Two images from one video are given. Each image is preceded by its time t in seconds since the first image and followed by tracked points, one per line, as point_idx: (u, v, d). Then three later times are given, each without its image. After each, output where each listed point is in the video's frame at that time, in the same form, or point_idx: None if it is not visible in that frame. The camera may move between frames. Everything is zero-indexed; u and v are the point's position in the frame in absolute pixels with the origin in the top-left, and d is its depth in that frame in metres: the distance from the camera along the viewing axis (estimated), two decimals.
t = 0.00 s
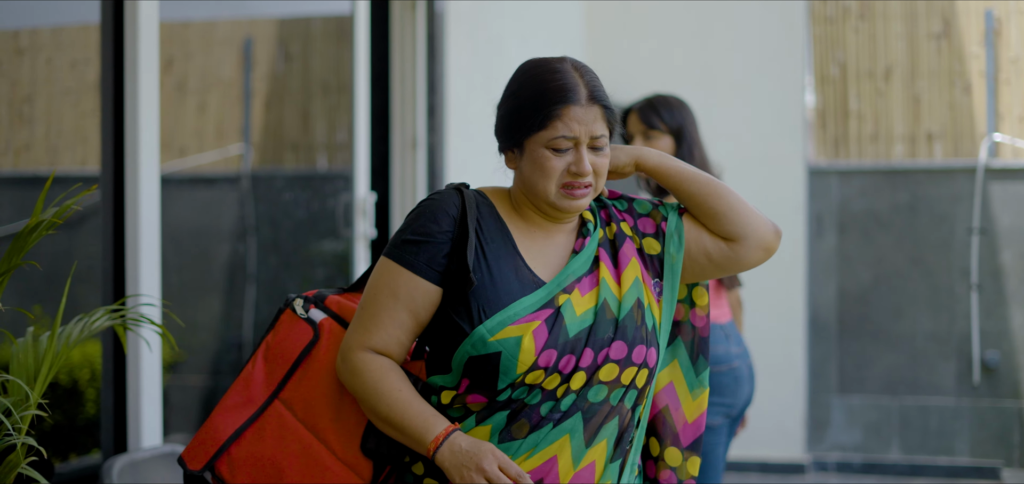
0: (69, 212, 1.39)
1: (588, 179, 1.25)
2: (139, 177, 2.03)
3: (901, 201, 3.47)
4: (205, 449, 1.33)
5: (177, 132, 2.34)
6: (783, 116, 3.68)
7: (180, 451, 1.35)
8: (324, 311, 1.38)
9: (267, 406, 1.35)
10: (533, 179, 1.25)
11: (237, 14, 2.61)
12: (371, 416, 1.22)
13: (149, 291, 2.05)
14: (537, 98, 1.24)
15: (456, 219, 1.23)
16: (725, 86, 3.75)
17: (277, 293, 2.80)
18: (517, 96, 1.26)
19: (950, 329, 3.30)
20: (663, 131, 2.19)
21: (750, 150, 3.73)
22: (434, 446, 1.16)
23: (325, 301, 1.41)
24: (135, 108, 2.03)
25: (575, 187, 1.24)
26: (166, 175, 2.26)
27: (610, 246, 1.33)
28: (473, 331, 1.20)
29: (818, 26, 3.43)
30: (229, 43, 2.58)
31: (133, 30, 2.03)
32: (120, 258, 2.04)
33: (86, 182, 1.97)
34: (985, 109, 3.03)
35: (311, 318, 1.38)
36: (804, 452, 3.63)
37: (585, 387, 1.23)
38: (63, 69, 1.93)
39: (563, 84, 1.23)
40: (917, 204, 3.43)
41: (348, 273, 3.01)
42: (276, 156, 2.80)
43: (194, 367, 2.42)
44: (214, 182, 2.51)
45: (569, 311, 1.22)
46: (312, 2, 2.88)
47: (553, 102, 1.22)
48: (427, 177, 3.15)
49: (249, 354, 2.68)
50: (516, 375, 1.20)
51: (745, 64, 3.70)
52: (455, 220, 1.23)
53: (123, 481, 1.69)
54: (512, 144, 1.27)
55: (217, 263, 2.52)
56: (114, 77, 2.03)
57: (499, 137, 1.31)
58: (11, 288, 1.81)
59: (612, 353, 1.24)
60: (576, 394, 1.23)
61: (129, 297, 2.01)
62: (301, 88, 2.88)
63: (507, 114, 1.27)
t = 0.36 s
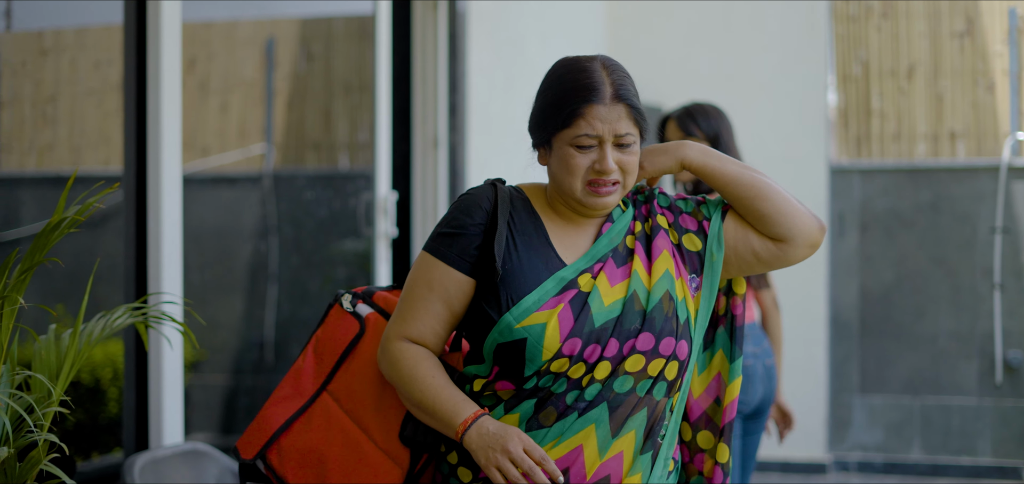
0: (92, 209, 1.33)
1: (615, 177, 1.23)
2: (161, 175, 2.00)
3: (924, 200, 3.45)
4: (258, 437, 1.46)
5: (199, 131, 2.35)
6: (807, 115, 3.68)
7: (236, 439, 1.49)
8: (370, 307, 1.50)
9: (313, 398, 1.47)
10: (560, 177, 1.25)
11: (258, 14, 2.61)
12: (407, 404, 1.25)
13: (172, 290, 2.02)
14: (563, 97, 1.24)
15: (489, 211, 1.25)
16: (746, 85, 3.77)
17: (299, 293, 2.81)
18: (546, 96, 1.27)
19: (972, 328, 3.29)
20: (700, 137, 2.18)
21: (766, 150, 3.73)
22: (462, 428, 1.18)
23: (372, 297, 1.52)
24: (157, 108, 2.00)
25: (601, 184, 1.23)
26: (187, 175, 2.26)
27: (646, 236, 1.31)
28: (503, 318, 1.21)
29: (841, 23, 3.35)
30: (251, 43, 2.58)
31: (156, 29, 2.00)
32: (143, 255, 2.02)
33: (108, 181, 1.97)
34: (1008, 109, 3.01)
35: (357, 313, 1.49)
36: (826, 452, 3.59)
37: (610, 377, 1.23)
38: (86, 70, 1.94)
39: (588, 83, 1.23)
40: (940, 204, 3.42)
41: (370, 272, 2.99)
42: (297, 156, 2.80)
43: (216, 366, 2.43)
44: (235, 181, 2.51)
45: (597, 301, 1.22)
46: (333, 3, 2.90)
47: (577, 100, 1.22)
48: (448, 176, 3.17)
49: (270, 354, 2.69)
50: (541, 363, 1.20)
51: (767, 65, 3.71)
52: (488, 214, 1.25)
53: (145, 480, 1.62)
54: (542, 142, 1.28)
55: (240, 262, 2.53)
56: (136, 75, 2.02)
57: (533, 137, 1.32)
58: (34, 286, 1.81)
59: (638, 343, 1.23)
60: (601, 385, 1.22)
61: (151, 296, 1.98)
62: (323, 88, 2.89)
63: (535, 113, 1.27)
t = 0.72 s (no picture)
0: (93, 211, 1.34)
1: (617, 183, 1.24)
2: (161, 176, 2.01)
3: (922, 201, 3.44)
4: (286, 438, 1.52)
5: (200, 132, 2.35)
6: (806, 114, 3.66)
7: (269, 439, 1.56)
8: (390, 310, 1.51)
9: (338, 398, 1.50)
10: (564, 182, 1.26)
11: (259, 15, 2.62)
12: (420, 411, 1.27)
13: (171, 291, 2.03)
14: (567, 102, 1.24)
15: (497, 221, 1.27)
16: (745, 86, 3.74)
17: (298, 293, 2.82)
18: (551, 100, 1.28)
19: (970, 330, 3.29)
20: (711, 140, 2.39)
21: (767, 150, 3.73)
22: (469, 438, 1.19)
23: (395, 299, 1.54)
24: (157, 111, 2.01)
25: (604, 189, 1.24)
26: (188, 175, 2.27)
27: (664, 248, 1.30)
28: (513, 328, 1.22)
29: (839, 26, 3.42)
30: (252, 44, 2.59)
31: (155, 30, 2.01)
32: (142, 256, 2.03)
33: (108, 182, 1.97)
34: (1007, 111, 3.05)
35: (378, 315, 1.51)
36: (824, 451, 3.60)
37: (619, 379, 1.24)
38: (86, 70, 1.94)
39: (592, 89, 1.23)
40: (938, 205, 3.40)
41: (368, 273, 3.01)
42: (297, 157, 2.81)
43: (215, 367, 2.43)
44: (235, 182, 2.52)
45: (606, 306, 1.22)
46: (334, 4, 2.92)
47: (580, 106, 1.23)
48: (448, 178, 3.20)
49: (269, 354, 2.69)
50: (553, 369, 1.21)
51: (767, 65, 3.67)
52: (496, 223, 1.27)
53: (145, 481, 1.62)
54: (548, 146, 1.29)
55: (240, 262, 2.53)
56: (137, 73, 2.03)
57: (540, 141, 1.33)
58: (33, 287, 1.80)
59: (647, 348, 1.23)
60: (609, 386, 1.24)
61: (150, 296, 1.99)
62: (323, 89, 2.90)
63: (541, 117, 1.28)
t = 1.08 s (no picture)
0: (92, 209, 1.34)
1: (629, 182, 1.24)
2: (159, 173, 2.02)
3: (917, 201, 3.46)
4: (291, 438, 1.52)
5: (196, 131, 2.35)
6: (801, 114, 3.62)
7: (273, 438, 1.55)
8: (397, 309, 1.52)
9: (344, 398, 1.51)
10: (577, 183, 1.26)
11: (255, 15, 2.63)
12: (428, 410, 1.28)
13: (169, 289, 2.04)
14: (577, 103, 1.25)
15: (503, 221, 1.26)
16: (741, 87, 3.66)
17: (295, 293, 2.82)
18: (560, 102, 1.28)
19: (965, 329, 3.33)
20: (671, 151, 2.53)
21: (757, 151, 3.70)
22: (481, 436, 1.21)
23: (401, 299, 1.55)
24: (156, 112, 2.02)
25: (617, 188, 1.24)
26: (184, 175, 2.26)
27: (670, 248, 1.32)
28: (520, 325, 1.22)
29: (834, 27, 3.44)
30: (248, 44, 2.60)
31: (154, 30, 2.03)
32: (140, 254, 2.03)
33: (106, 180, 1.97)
34: (1001, 109, 3.08)
35: (385, 315, 1.52)
36: (819, 451, 3.54)
37: (624, 376, 1.25)
38: (83, 70, 1.95)
39: (601, 87, 1.25)
40: (933, 204, 3.43)
41: (366, 271, 2.99)
42: (294, 157, 2.82)
43: (213, 365, 2.44)
44: (232, 182, 2.52)
45: (614, 304, 1.23)
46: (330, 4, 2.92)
47: (591, 105, 1.24)
48: (446, 177, 3.24)
49: (266, 353, 2.70)
50: (560, 366, 1.22)
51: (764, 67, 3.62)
52: (504, 222, 1.26)
53: (144, 476, 1.63)
54: (558, 150, 1.29)
55: (238, 261, 2.55)
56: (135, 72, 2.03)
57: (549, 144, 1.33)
58: (35, 283, 1.77)
59: (653, 346, 1.24)
60: (614, 383, 1.25)
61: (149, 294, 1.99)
62: (319, 89, 2.92)
63: (550, 120, 1.29)
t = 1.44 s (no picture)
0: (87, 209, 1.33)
1: (637, 150, 1.26)
2: (156, 174, 2.03)
3: (915, 200, 3.42)
4: (289, 434, 1.50)
5: (195, 131, 2.33)
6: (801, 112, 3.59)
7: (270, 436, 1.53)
8: (399, 304, 1.54)
9: (343, 394, 1.51)
10: (585, 160, 1.28)
11: (253, 13, 2.62)
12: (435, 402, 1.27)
13: (165, 288, 2.05)
14: (578, 80, 1.30)
15: (509, 211, 1.28)
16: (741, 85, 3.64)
17: (292, 292, 2.82)
18: (560, 88, 1.33)
19: (964, 327, 3.32)
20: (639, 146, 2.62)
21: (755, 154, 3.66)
22: (485, 424, 1.19)
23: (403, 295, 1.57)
24: (152, 113, 2.03)
25: (626, 156, 1.26)
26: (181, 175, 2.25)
27: (676, 236, 1.31)
28: (525, 313, 1.23)
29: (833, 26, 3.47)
30: (246, 44, 2.59)
31: (150, 29, 2.04)
32: (136, 253, 2.04)
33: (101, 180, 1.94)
34: (999, 108, 3.17)
35: (387, 309, 1.53)
36: (819, 450, 3.53)
37: (628, 365, 1.23)
38: (81, 69, 1.92)
39: (598, 65, 1.30)
40: (932, 203, 3.39)
41: (363, 270, 3.02)
42: (292, 156, 2.82)
43: (212, 364, 2.43)
44: (229, 182, 2.51)
45: (618, 291, 1.23)
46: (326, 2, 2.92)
47: (591, 77, 1.28)
48: (443, 176, 3.23)
49: (264, 353, 2.70)
50: (564, 354, 1.22)
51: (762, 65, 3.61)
52: (510, 213, 1.28)
53: (140, 476, 1.62)
54: (563, 136, 1.32)
55: (237, 259, 2.54)
56: (131, 71, 2.04)
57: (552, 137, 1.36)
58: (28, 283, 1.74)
59: (657, 333, 1.23)
60: (618, 372, 1.22)
61: (145, 293, 1.99)
62: (317, 87, 2.92)
63: (553, 109, 1.32)
